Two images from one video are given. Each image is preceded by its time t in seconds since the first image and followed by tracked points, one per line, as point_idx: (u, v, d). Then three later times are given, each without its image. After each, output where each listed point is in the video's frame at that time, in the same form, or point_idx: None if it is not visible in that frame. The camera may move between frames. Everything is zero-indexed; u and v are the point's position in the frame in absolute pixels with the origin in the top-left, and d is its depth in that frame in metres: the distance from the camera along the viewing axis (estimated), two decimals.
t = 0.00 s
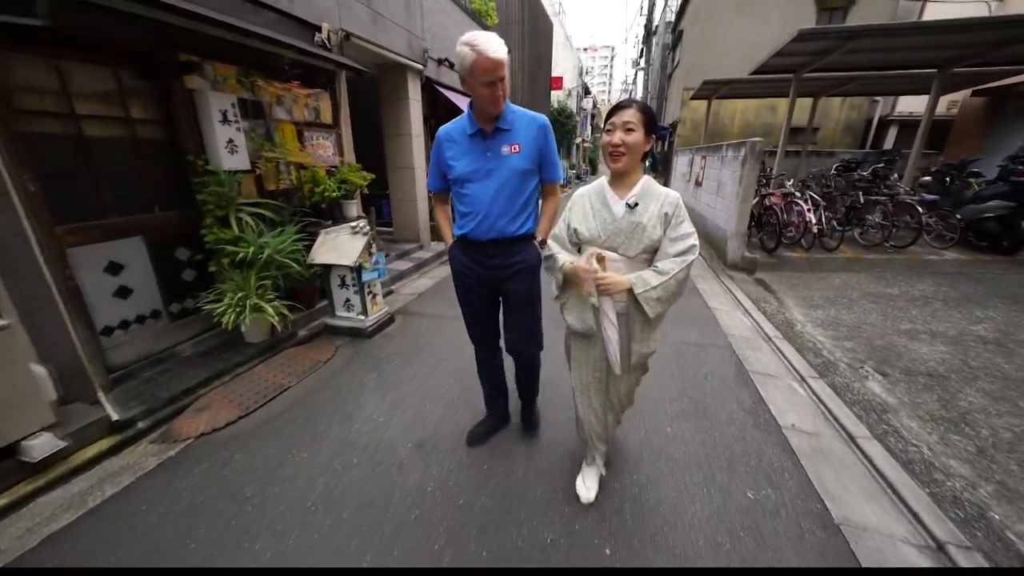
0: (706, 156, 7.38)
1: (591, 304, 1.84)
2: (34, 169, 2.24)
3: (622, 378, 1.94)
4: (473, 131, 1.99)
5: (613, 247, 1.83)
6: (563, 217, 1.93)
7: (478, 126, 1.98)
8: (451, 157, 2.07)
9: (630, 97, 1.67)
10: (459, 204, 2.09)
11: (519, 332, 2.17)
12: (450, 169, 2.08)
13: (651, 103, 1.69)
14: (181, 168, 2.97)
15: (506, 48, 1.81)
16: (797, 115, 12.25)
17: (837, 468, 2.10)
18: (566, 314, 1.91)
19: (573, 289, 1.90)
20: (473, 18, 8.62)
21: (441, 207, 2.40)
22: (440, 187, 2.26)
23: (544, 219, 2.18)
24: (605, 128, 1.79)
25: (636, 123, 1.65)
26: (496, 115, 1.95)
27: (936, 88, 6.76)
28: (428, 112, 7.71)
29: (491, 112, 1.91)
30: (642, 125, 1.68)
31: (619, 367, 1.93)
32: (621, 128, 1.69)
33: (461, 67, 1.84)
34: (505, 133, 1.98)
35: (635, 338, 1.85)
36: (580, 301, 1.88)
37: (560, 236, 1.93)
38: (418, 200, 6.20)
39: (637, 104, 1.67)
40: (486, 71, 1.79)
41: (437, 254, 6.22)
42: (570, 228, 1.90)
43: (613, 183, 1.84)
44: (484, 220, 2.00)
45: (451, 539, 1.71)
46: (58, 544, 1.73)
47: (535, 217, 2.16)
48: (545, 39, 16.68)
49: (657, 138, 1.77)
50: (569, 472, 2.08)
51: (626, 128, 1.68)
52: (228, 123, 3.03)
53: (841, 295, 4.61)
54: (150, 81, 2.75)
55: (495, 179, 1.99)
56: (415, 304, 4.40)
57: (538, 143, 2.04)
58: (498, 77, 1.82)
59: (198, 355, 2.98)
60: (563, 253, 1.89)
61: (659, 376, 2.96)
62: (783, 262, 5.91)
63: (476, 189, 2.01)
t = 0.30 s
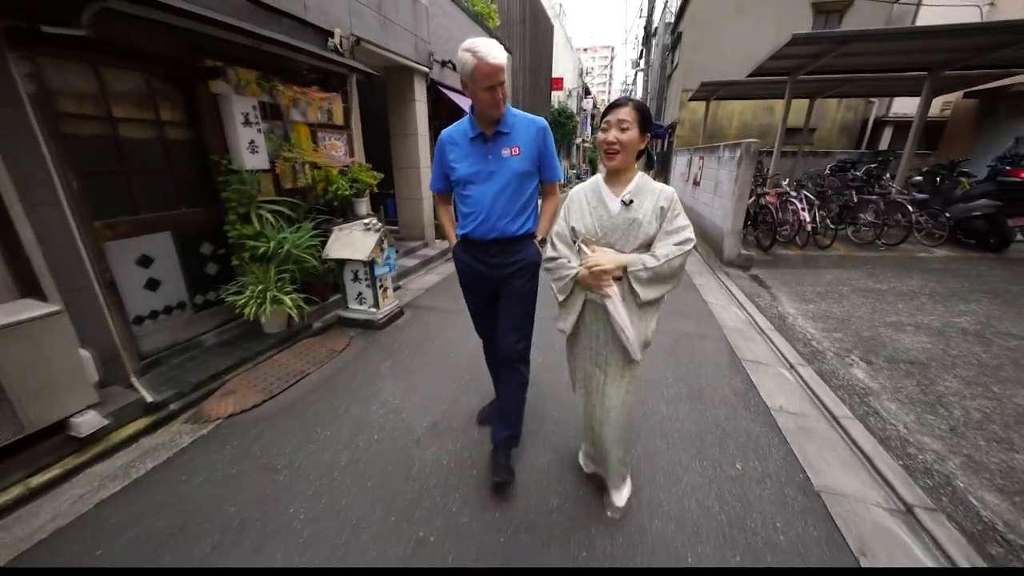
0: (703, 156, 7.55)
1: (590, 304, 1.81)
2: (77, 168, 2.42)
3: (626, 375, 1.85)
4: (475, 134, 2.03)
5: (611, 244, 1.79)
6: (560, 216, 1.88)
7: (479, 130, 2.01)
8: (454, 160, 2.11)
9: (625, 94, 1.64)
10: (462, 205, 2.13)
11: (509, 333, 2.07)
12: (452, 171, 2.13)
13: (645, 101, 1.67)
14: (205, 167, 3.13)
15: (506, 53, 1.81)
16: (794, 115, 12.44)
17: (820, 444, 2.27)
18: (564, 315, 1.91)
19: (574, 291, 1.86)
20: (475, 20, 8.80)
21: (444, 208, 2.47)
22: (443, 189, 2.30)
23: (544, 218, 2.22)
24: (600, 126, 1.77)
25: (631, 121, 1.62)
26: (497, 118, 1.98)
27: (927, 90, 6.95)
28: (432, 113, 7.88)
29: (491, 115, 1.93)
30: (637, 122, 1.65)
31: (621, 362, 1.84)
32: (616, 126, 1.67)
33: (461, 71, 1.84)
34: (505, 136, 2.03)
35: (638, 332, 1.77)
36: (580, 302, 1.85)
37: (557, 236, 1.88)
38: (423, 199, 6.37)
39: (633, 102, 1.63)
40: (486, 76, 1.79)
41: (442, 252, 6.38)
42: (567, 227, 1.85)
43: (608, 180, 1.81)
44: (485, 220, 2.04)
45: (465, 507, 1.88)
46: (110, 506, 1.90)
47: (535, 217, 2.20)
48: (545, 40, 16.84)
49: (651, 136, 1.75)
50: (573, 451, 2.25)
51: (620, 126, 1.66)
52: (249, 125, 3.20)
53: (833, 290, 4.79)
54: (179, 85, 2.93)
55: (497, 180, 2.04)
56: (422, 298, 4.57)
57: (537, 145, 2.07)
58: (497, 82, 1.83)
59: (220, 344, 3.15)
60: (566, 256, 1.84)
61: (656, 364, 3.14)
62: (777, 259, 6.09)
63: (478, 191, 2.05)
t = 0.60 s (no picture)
0: (702, 156, 7.71)
1: (599, 301, 1.85)
2: (115, 166, 2.60)
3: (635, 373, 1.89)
4: (481, 135, 2.02)
5: (618, 240, 1.82)
6: (568, 213, 1.92)
7: (486, 131, 2.01)
8: (458, 160, 2.09)
9: (632, 93, 1.68)
10: (464, 206, 2.12)
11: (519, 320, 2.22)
12: (456, 171, 2.11)
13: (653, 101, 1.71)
14: (228, 167, 3.32)
15: (517, 55, 1.82)
16: (791, 116, 12.62)
17: (807, 422, 2.45)
18: (574, 313, 1.94)
19: (584, 289, 1.87)
20: (478, 23, 8.98)
21: (449, 207, 2.48)
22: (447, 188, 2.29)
23: (548, 223, 2.24)
24: (608, 125, 1.81)
25: (638, 119, 1.66)
26: (505, 120, 1.97)
27: (919, 91, 7.13)
28: (437, 114, 8.07)
29: (499, 117, 1.93)
30: (644, 121, 1.69)
31: (628, 359, 1.88)
32: (623, 124, 1.70)
33: (470, 71, 1.84)
34: (512, 140, 2.01)
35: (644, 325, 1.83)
36: (591, 301, 1.86)
37: (566, 232, 1.90)
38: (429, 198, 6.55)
39: (640, 101, 1.68)
40: (496, 76, 1.79)
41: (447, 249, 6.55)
42: (575, 223, 1.89)
43: (616, 179, 1.85)
44: (487, 223, 2.03)
45: (479, 476, 2.05)
46: (153, 476, 2.07)
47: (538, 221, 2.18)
48: (546, 41, 17.01)
49: (658, 136, 1.79)
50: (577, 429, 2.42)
51: (628, 124, 1.70)
52: (270, 125, 3.37)
53: (826, 285, 4.97)
54: (204, 88, 3.10)
55: (501, 183, 2.02)
56: (430, 293, 4.75)
57: (543, 150, 2.05)
58: (507, 83, 1.83)
59: (241, 333, 3.33)
60: (573, 251, 1.85)
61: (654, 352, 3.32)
62: (773, 256, 6.27)
63: (481, 193, 2.04)
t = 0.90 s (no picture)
0: (699, 156, 7.87)
1: (595, 309, 1.91)
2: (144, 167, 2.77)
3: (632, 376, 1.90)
4: (490, 130, 2.14)
5: (623, 239, 1.85)
6: (577, 211, 1.97)
7: (495, 126, 2.13)
8: (468, 155, 2.21)
9: (643, 90, 1.68)
10: (473, 200, 2.23)
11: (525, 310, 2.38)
12: (465, 165, 2.23)
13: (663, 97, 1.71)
14: (245, 167, 3.49)
15: (525, 48, 1.93)
16: (789, 116, 12.78)
17: (795, 407, 2.61)
18: (573, 315, 2.01)
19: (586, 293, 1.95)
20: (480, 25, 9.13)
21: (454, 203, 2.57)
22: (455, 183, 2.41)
23: (556, 219, 2.30)
24: (618, 121, 1.81)
25: (646, 117, 1.67)
26: (513, 114, 2.09)
27: (912, 93, 7.28)
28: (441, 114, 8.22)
29: (508, 109, 2.04)
30: (653, 118, 1.69)
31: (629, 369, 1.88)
32: (632, 122, 1.71)
33: (479, 65, 1.95)
34: (520, 135, 2.14)
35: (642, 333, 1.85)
36: (591, 305, 1.93)
37: (574, 230, 1.97)
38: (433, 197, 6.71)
39: (649, 98, 1.68)
40: (505, 69, 1.90)
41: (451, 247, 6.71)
42: (583, 222, 1.94)
43: (625, 177, 1.87)
44: (495, 217, 2.14)
45: (488, 453, 2.21)
46: (185, 453, 2.23)
47: (546, 216, 2.29)
48: (546, 42, 17.16)
49: (669, 131, 1.78)
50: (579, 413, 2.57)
51: (636, 122, 1.70)
52: (286, 127, 3.52)
53: (819, 281, 5.12)
54: (225, 91, 3.27)
55: (509, 176, 2.14)
56: (436, 288, 4.90)
57: (551, 145, 2.18)
58: (516, 76, 1.93)
59: (258, 325, 3.48)
60: (580, 250, 1.93)
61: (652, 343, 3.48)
62: (769, 253, 6.42)
63: (489, 187, 2.16)
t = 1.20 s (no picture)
0: (696, 156, 8.04)
1: (582, 311, 1.97)
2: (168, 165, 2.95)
3: (628, 375, 1.93)
4: (494, 130, 2.27)
5: (616, 242, 1.87)
6: (572, 212, 1.98)
7: (499, 126, 2.26)
8: (471, 152, 2.32)
9: (636, 94, 1.74)
10: (475, 196, 2.34)
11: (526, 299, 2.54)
12: (469, 163, 2.34)
13: (656, 101, 1.76)
14: (260, 166, 3.66)
15: (527, 52, 2.06)
16: (785, 117, 12.96)
17: (781, 391, 2.78)
18: (564, 315, 2.03)
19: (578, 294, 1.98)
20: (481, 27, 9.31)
21: (456, 200, 2.66)
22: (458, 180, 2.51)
23: (554, 217, 2.45)
24: (612, 123, 1.88)
25: (638, 120, 1.72)
26: (516, 114, 2.21)
27: (903, 94, 7.45)
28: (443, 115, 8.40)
29: (511, 109, 2.16)
30: (645, 122, 1.74)
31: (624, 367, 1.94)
32: (624, 124, 1.77)
33: (484, 66, 2.08)
34: (523, 135, 2.27)
35: (633, 339, 1.88)
36: (579, 308, 1.98)
37: (569, 231, 1.97)
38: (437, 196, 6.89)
39: (641, 102, 1.74)
40: (508, 71, 2.03)
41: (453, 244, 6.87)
42: (578, 222, 1.95)
43: (620, 181, 1.90)
44: (498, 213, 2.25)
45: (493, 433, 2.38)
46: (211, 433, 2.39)
47: (545, 215, 2.42)
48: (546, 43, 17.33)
49: (662, 137, 1.83)
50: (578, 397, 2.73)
51: (628, 124, 1.76)
52: (298, 128, 3.67)
53: (810, 277, 5.29)
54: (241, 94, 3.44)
55: (511, 174, 2.26)
56: (440, 284, 5.06)
57: (552, 145, 2.33)
58: (518, 77, 2.06)
59: (271, 317, 3.64)
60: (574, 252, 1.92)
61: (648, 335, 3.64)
62: (763, 251, 6.59)
63: (492, 185, 2.27)
